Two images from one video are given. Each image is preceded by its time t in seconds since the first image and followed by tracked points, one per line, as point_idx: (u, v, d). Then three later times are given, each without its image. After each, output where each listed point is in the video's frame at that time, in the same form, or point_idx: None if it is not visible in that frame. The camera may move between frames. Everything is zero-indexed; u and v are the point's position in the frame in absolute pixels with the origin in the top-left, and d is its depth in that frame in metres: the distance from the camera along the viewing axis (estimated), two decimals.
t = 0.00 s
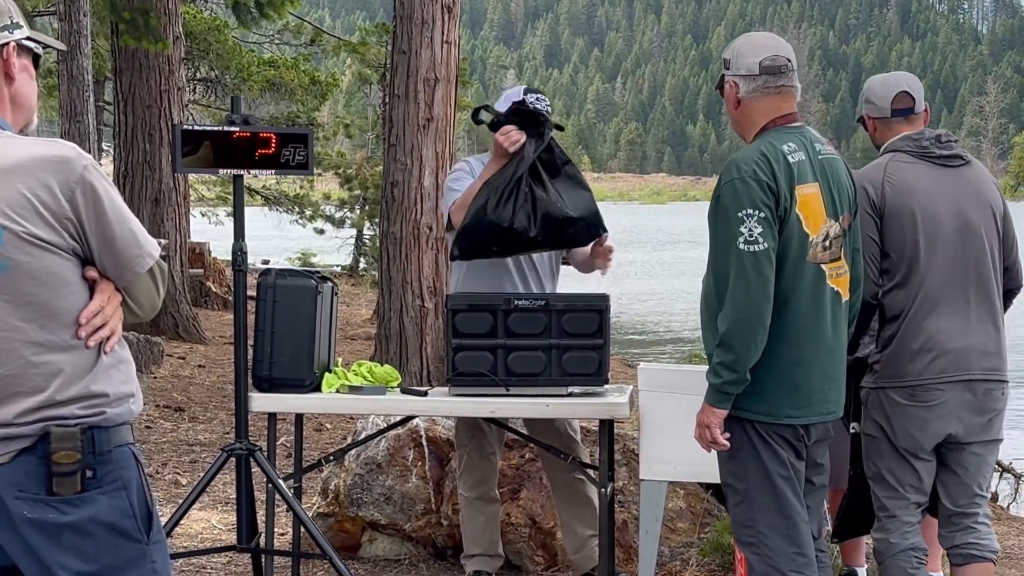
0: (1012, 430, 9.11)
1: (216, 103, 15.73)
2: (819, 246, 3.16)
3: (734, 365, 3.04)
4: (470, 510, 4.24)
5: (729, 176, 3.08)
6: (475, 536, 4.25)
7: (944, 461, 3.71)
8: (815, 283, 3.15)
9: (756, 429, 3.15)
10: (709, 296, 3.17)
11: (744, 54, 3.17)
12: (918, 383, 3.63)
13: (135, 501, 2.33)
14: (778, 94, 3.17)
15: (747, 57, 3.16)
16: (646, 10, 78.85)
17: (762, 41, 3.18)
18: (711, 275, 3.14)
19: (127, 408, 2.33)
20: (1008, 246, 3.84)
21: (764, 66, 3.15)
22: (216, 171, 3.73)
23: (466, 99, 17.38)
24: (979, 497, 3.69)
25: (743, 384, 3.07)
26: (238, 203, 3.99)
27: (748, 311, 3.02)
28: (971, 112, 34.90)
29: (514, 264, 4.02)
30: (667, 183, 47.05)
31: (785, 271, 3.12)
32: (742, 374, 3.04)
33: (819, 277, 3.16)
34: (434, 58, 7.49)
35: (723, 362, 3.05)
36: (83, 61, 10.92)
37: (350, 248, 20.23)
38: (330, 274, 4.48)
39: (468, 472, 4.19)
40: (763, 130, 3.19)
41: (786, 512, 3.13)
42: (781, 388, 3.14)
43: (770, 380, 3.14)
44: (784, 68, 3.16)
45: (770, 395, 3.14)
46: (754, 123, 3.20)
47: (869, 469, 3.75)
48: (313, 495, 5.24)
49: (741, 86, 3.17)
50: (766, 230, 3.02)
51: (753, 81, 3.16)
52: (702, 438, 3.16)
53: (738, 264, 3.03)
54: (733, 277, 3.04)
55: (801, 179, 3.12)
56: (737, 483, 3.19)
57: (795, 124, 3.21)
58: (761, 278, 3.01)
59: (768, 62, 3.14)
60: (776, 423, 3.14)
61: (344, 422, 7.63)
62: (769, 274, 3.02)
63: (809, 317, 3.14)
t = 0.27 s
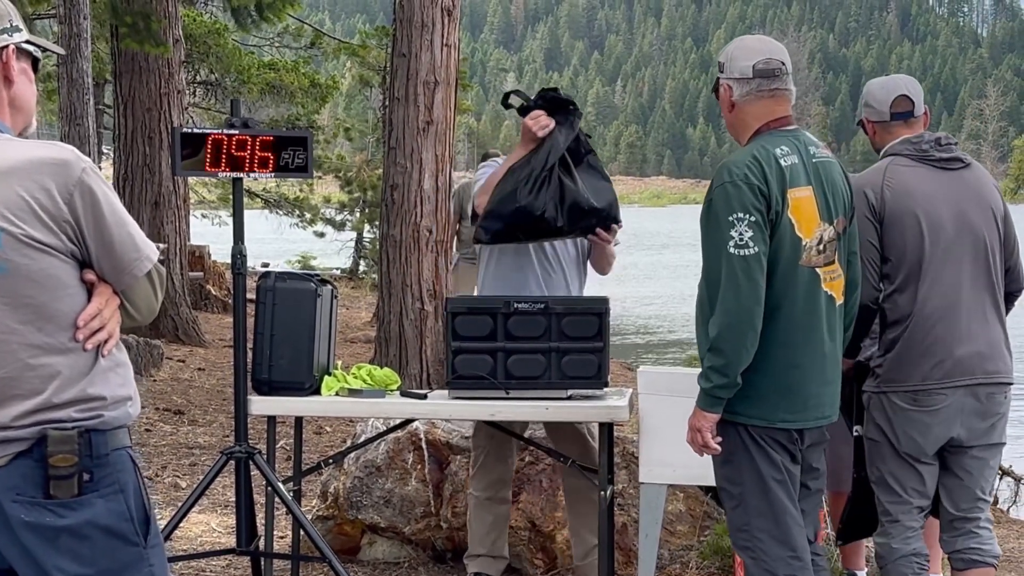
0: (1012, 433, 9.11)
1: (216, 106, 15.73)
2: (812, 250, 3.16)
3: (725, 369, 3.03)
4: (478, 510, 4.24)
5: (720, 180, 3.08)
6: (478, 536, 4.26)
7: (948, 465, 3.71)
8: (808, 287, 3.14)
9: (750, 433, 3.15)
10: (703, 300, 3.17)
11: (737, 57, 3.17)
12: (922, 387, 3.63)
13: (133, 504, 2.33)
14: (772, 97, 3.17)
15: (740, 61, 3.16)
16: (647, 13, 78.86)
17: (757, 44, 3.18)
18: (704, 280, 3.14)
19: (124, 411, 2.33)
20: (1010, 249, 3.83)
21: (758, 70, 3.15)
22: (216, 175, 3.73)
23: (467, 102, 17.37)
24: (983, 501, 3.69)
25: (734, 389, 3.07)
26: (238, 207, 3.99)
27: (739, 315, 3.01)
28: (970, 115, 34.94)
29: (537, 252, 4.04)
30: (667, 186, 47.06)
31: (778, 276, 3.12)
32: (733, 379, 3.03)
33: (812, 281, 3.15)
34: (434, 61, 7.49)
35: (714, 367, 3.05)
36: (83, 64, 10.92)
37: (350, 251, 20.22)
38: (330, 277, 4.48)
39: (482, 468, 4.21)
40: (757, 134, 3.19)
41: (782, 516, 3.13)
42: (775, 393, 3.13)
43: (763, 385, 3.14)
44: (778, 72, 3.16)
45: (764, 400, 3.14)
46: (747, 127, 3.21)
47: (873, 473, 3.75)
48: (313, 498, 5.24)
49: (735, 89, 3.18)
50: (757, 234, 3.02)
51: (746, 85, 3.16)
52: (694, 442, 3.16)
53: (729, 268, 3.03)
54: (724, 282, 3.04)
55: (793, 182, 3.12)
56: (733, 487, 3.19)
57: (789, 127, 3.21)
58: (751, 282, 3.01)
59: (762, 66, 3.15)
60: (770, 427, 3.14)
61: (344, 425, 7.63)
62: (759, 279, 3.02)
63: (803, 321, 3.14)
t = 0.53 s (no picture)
0: (1011, 436, 9.10)
1: (216, 109, 15.73)
2: (806, 255, 3.15)
3: (714, 374, 3.04)
4: (484, 510, 4.24)
5: (712, 185, 3.08)
6: (485, 532, 4.26)
7: (947, 469, 3.71)
8: (802, 292, 3.14)
9: (745, 438, 3.15)
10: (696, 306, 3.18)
11: (732, 61, 3.18)
12: (919, 392, 3.63)
13: (130, 508, 2.33)
14: (767, 101, 3.17)
15: (735, 65, 3.17)
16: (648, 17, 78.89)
17: (751, 48, 3.18)
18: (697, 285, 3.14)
19: (122, 416, 2.33)
20: (1008, 254, 3.83)
21: (752, 74, 3.15)
22: (217, 179, 3.73)
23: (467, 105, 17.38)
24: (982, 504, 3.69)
25: (724, 394, 3.07)
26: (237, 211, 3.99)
27: (729, 321, 3.02)
28: (970, 118, 34.98)
29: (566, 255, 4.00)
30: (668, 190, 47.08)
31: (771, 281, 3.11)
32: (722, 385, 3.04)
33: (806, 287, 3.15)
34: (434, 65, 7.50)
35: (703, 372, 3.06)
36: (84, 67, 10.92)
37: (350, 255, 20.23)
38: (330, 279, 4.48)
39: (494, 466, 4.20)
40: (752, 138, 3.20)
41: (778, 519, 3.13)
42: (767, 399, 3.13)
43: (756, 390, 3.14)
44: (773, 76, 3.16)
45: (756, 405, 3.14)
46: (744, 131, 3.21)
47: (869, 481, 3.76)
48: (313, 502, 5.24)
49: (729, 93, 3.18)
50: (746, 240, 3.02)
51: (740, 89, 3.16)
52: (684, 447, 3.17)
53: (718, 274, 3.03)
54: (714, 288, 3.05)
55: (785, 187, 3.11)
56: (728, 492, 3.19)
57: (783, 131, 3.21)
58: (740, 287, 3.01)
59: (756, 70, 3.14)
60: (763, 433, 3.14)
61: (344, 428, 7.63)
62: (750, 284, 3.02)
63: (797, 325, 3.14)
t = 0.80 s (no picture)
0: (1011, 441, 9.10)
1: (216, 114, 15.74)
2: (799, 260, 3.14)
3: (704, 379, 3.05)
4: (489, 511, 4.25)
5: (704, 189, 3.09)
6: (490, 531, 4.26)
7: (945, 473, 3.71)
8: (797, 297, 3.14)
9: (740, 443, 3.16)
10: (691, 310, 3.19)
11: (726, 65, 3.19)
12: (917, 397, 3.63)
13: (128, 512, 2.34)
14: (760, 105, 3.18)
15: (728, 70, 3.17)
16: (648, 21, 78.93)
17: (745, 52, 3.19)
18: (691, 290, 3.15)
19: (121, 420, 2.33)
20: (1007, 258, 3.83)
21: (745, 79, 3.15)
22: (217, 183, 3.73)
23: (468, 109, 17.39)
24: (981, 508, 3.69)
25: (715, 399, 3.08)
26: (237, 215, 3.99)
27: (719, 326, 3.02)
28: (971, 122, 34.98)
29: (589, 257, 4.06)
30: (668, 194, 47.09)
31: (765, 286, 3.12)
32: (713, 389, 3.05)
33: (801, 291, 3.14)
34: (434, 69, 7.50)
35: (694, 377, 3.07)
36: (84, 72, 10.93)
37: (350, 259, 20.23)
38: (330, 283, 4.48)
39: (504, 467, 4.20)
40: (746, 142, 3.21)
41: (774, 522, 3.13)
42: (761, 403, 3.13)
43: (749, 395, 3.15)
44: (766, 81, 3.16)
45: (749, 409, 3.14)
46: (739, 135, 3.22)
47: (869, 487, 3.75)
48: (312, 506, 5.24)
49: (724, 98, 3.19)
50: (736, 244, 3.02)
51: (734, 94, 3.17)
52: (678, 451, 3.18)
53: (709, 278, 3.04)
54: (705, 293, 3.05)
55: (778, 191, 3.11)
56: (725, 497, 3.19)
57: (779, 135, 3.21)
58: (731, 292, 3.02)
59: (749, 74, 3.15)
60: (756, 437, 3.14)
61: (343, 433, 7.64)
62: (740, 289, 3.02)
63: (793, 330, 3.14)
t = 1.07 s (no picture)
0: (1011, 447, 9.09)
1: (217, 119, 15.74)
2: (794, 265, 3.14)
3: (696, 385, 3.05)
4: (494, 515, 4.25)
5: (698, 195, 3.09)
6: (493, 536, 4.25)
7: (945, 479, 3.71)
8: (793, 303, 3.13)
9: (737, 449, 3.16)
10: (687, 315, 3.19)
11: (723, 71, 3.20)
12: (918, 402, 3.63)
13: (129, 518, 2.34)
14: (757, 111, 3.18)
15: (725, 75, 3.18)
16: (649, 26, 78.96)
17: (743, 58, 3.20)
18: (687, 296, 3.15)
19: (122, 425, 2.34)
20: (1008, 264, 3.83)
21: (740, 85, 3.16)
22: (217, 188, 3.74)
23: (469, 114, 17.39)
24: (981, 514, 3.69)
25: (707, 405, 3.08)
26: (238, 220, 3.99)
27: (711, 332, 3.02)
28: (971, 127, 35.00)
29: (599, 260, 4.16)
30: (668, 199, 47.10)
31: (759, 292, 3.12)
32: (703, 395, 3.05)
33: (797, 298, 3.14)
34: (435, 74, 7.51)
35: (686, 383, 3.07)
36: (85, 77, 10.94)
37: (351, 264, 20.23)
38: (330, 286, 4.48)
39: (508, 471, 4.22)
40: (743, 148, 3.21)
41: (771, 527, 3.13)
42: (755, 409, 3.13)
43: (744, 401, 3.15)
44: (763, 87, 3.16)
45: (744, 414, 3.14)
46: (736, 141, 3.23)
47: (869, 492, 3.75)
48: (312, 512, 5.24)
49: (722, 103, 3.20)
50: (728, 250, 3.02)
51: (730, 100, 3.18)
52: (670, 456, 3.18)
53: (701, 284, 3.04)
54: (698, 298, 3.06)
55: (771, 197, 3.11)
56: (723, 503, 3.19)
57: (777, 140, 3.21)
58: (722, 298, 3.02)
59: (745, 80, 3.16)
60: (751, 443, 3.14)
61: (343, 438, 7.64)
62: (732, 295, 3.02)
63: (790, 336, 3.14)
